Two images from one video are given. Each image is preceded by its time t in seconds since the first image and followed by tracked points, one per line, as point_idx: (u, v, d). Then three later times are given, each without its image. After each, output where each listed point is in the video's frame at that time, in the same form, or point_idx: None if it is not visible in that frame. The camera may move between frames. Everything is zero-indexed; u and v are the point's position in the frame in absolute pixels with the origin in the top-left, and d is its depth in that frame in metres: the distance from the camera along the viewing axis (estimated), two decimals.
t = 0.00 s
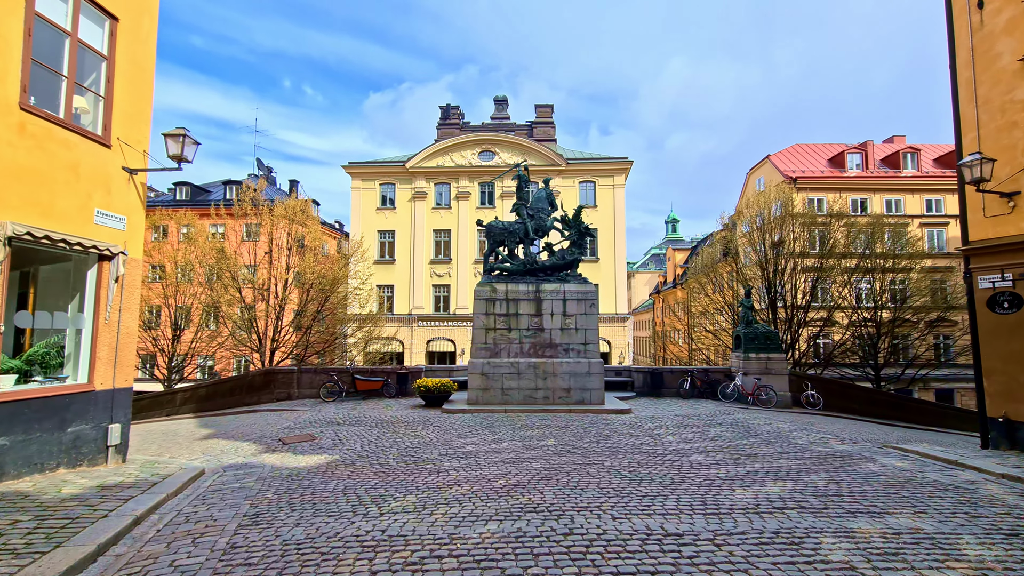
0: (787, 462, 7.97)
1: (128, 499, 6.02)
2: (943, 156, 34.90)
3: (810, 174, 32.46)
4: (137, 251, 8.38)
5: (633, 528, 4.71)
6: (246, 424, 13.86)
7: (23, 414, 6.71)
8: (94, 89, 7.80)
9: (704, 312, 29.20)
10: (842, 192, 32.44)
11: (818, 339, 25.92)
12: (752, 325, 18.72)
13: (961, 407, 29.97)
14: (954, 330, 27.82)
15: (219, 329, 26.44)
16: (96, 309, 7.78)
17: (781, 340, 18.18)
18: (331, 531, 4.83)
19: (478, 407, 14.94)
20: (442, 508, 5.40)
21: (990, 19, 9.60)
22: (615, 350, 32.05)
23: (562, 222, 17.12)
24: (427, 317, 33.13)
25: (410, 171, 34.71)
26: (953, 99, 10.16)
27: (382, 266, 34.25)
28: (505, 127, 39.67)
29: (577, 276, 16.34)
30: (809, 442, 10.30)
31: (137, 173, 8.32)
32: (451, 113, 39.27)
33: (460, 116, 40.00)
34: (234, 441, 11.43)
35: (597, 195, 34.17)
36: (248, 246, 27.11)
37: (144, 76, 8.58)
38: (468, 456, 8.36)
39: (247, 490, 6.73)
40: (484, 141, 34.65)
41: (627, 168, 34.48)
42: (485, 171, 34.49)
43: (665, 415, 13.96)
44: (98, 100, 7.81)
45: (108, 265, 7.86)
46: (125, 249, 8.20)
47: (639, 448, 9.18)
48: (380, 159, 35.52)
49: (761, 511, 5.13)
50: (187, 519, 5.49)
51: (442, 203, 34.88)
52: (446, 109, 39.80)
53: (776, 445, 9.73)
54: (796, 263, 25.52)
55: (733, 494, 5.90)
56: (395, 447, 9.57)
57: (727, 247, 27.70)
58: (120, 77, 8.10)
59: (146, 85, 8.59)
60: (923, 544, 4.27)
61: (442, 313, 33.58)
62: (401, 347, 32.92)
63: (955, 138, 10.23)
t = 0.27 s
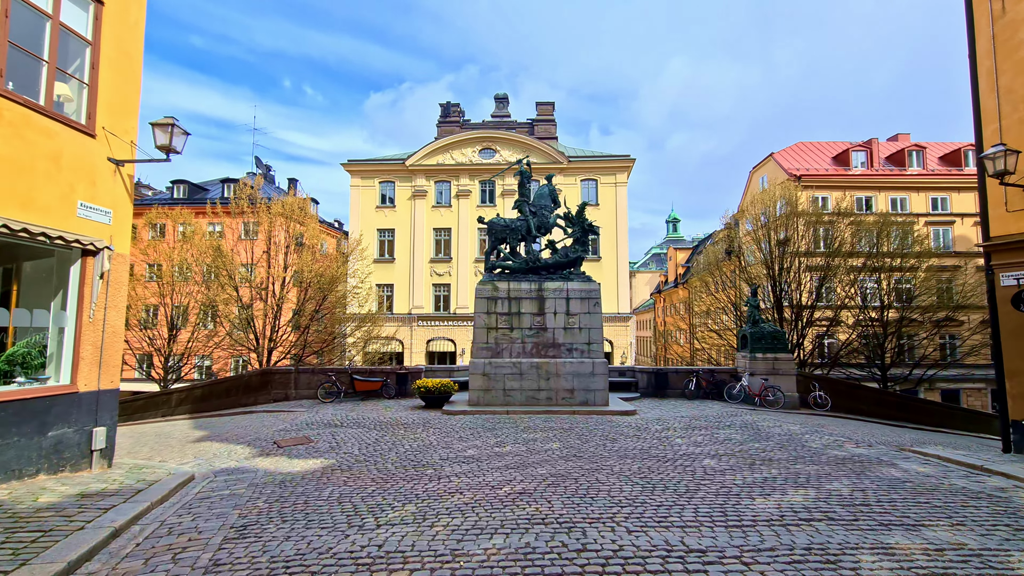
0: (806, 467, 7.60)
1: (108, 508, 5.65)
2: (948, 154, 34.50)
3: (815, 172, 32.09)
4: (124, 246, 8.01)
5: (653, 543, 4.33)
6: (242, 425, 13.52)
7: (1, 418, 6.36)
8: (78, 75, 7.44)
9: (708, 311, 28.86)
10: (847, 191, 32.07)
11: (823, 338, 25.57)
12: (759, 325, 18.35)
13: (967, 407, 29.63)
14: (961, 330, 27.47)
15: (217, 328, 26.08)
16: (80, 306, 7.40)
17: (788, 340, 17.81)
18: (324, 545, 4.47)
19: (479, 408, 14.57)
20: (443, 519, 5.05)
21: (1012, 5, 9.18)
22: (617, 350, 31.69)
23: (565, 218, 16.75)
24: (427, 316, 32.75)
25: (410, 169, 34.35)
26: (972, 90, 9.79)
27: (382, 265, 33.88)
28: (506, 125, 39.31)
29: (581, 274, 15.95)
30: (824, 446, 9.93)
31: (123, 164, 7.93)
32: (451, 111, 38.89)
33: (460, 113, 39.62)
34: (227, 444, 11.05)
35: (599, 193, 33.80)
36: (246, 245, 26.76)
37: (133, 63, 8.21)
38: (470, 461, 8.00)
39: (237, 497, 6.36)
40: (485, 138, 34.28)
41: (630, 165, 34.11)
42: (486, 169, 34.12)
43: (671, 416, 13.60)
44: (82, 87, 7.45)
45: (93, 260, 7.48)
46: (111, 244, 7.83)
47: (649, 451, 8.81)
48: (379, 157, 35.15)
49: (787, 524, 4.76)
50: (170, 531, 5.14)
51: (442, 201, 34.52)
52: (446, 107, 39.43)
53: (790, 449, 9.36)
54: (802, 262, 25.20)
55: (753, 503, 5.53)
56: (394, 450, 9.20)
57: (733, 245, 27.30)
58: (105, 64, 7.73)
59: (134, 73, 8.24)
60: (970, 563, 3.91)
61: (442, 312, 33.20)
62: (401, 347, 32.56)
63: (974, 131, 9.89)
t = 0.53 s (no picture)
0: (825, 471, 7.25)
1: (88, 517, 5.29)
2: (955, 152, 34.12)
3: (820, 170, 31.73)
4: (111, 241, 7.66)
5: (675, 558, 3.98)
6: (238, 426, 13.17)
7: None
8: (62, 60, 7.09)
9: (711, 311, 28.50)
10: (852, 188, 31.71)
11: (830, 338, 25.19)
12: (766, 324, 17.97)
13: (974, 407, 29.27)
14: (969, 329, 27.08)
15: (215, 327, 25.71)
16: (64, 302, 7.04)
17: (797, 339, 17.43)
18: (316, 560, 4.11)
19: (481, 408, 14.20)
20: (446, 530, 4.70)
21: None
22: (620, 350, 31.31)
23: (569, 215, 16.39)
24: (427, 315, 32.39)
25: (411, 167, 34.00)
26: (996, 78, 9.88)
27: (382, 264, 33.51)
28: (507, 122, 38.95)
29: (585, 271, 15.59)
30: (840, 448, 9.57)
31: (110, 153, 7.58)
32: (452, 108, 38.54)
33: (461, 111, 39.26)
34: (220, 446, 10.69)
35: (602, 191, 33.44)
36: (245, 243, 26.41)
37: (120, 49, 7.88)
38: (473, 465, 7.64)
39: (227, 504, 6.02)
40: (486, 135, 33.92)
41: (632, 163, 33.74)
42: (487, 167, 33.77)
43: (678, 417, 13.24)
44: (66, 72, 7.10)
45: (78, 254, 7.13)
46: (98, 237, 7.47)
47: (660, 454, 8.45)
48: (379, 154, 34.81)
49: (818, 536, 4.43)
50: (152, 542, 4.78)
51: (442, 199, 34.16)
52: (446, 104, 39.07)
53: (806, 452, 9.01)
54: (808, 260, 24.84)
55: (777, 512, 5.17)
56: (394, 453, 8.83)
57: (738, 244, 26.92)
58: (91, 48, 7.40)
59: (122, 59, 7.90)
60: None
61: (443, 311, 32.83)
62: (401, 347, 32.20)
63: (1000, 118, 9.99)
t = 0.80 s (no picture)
0: (844, 477, 6.91)
1: (63, 529, 4.93)
2: (961, 150, 33.76)
3: (824, 168, 31.38)
4: (95, 235, 7.32)
5: None
6: (233, 428, 12.84)
7: None
8: (43, 46, 6.77)
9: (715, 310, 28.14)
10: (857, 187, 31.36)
11: (836, 337, 24.83)
12: (773, 323, 17.61)
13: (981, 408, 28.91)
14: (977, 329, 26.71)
15: (212, 327, 25.37)
16: (45, 299, 6.70)
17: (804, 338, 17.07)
18: None
19: (482, 410, 13.85)
20: (447, 544, 4.35)
21: None
22: (623, 350, 30.97)
23: (572, 212, 16.04)
24: (427, 315, 32.04)
25: (410, 165, 33.66)
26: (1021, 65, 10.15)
27: (382, 263, 33.17)
28: (507, 120, 38.62)
29: (588, 270, 15.24)
30: (855, 452, 9.23)
31: (94, 144, 7.24)
32: (452, 106, 38.20)
33: (461, 109, 38.93)
34: (213, 450, 10.34)
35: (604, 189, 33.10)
36: (242, 242, 26.09)
37: (106, 35, 7.58)
38: (475, 470, 7.30)
39: (214, 513, 5.68)
40: (486, 133, 33.59)
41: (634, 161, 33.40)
42: (488, 165, 33.44)
43: (685, 419, 12.89)
44: (47, 58, 6.79)
45: (59, 249, 6.79)
46: (81, 232, 7.13)
47: (669, 459, 8.11)
48: (379, 153, 34.48)
49: (849, 552, 4.09)
50: (128, 557, 4.43)
51: (443, 198, 33.81)
52: (446, 102, 38.74)
53: (821, 455, 8.66)
54: (814, 258, 24.51)
55: (800, 524, 4.84)
56: (392, 457, 8.50)
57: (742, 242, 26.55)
58: (73, 34, 7.08)
59: (107, 46, 7.57)
60: None
61: (444, 311, 32.49)
62: (401, 347, 31.86)
63: None
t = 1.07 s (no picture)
0: (865, 482, 6.54)
1: (30, 541, 4.57)
2: (966, 147, 33.39)
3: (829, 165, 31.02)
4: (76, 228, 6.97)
5: None
6: (227, 429, 12.49)
7: None
8: (20, 27, 6.40)
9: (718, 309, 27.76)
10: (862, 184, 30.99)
11: (841, 336, 24.46)
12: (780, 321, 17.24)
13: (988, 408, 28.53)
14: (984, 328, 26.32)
15: (209, 326, 25.01)
16: (22, 294, 6.35)
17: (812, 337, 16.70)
18: None
19: (482, 411, 13.49)
20: (445, 560, 3.98)
21: None
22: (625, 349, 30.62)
23: (574, 208, 15.67)
24: (427, 314, 31.68)
25: (410, 163, 33.31)
26: None
27: (381, 261, 32.82)
28: (508, 118, 38.24)
29: (591, 267, 14.87)
30: (871, 454, 8.85)
31: (74, 131, 6.88)
32: (452, 104, 37.83)
33: (461, 106, 38.55)
34: (204, 452, 9.98)
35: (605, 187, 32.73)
36: (240, 241, 25.75)
37: (87, 18, 7.23)
38: (475, 474, 6.93)
39: (197, 522, 5.31)
40: (487, 130, 33.22)
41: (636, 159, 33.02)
42: (489, 163, 33.08)
43: (692, 420, 12.53)
44: (24, 40, 6.42)
45: (36, 242, 6.43)
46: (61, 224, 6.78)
47: (678, 462, 7.74)
48: (378, 150, 34.13)
49: (886, 569, 3.73)
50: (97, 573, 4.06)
51: (443, 196, 33.45)
52: (446, 100, 38.36)
53: (836, 458, 8.29)
54: (819, 256, 24.15)
55: (827, 536, 4.46)
56: (388, 459, 8.13)
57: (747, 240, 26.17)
58: (52, 15, 6.71)
59: (88, 29, 7.21)
60: None
61: (444, 310, 32.13)
62: (400, 346, 31.51)
63: None
